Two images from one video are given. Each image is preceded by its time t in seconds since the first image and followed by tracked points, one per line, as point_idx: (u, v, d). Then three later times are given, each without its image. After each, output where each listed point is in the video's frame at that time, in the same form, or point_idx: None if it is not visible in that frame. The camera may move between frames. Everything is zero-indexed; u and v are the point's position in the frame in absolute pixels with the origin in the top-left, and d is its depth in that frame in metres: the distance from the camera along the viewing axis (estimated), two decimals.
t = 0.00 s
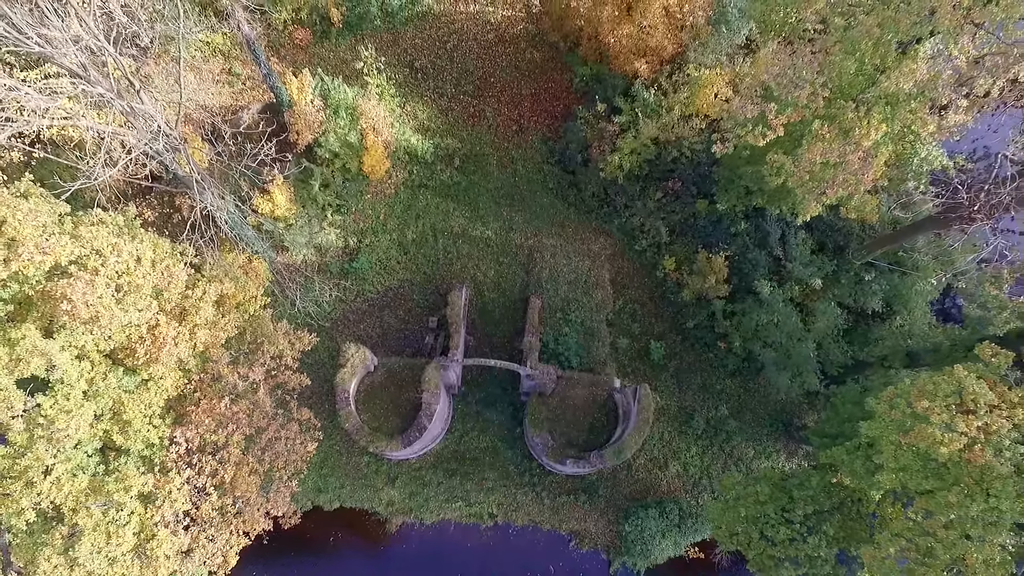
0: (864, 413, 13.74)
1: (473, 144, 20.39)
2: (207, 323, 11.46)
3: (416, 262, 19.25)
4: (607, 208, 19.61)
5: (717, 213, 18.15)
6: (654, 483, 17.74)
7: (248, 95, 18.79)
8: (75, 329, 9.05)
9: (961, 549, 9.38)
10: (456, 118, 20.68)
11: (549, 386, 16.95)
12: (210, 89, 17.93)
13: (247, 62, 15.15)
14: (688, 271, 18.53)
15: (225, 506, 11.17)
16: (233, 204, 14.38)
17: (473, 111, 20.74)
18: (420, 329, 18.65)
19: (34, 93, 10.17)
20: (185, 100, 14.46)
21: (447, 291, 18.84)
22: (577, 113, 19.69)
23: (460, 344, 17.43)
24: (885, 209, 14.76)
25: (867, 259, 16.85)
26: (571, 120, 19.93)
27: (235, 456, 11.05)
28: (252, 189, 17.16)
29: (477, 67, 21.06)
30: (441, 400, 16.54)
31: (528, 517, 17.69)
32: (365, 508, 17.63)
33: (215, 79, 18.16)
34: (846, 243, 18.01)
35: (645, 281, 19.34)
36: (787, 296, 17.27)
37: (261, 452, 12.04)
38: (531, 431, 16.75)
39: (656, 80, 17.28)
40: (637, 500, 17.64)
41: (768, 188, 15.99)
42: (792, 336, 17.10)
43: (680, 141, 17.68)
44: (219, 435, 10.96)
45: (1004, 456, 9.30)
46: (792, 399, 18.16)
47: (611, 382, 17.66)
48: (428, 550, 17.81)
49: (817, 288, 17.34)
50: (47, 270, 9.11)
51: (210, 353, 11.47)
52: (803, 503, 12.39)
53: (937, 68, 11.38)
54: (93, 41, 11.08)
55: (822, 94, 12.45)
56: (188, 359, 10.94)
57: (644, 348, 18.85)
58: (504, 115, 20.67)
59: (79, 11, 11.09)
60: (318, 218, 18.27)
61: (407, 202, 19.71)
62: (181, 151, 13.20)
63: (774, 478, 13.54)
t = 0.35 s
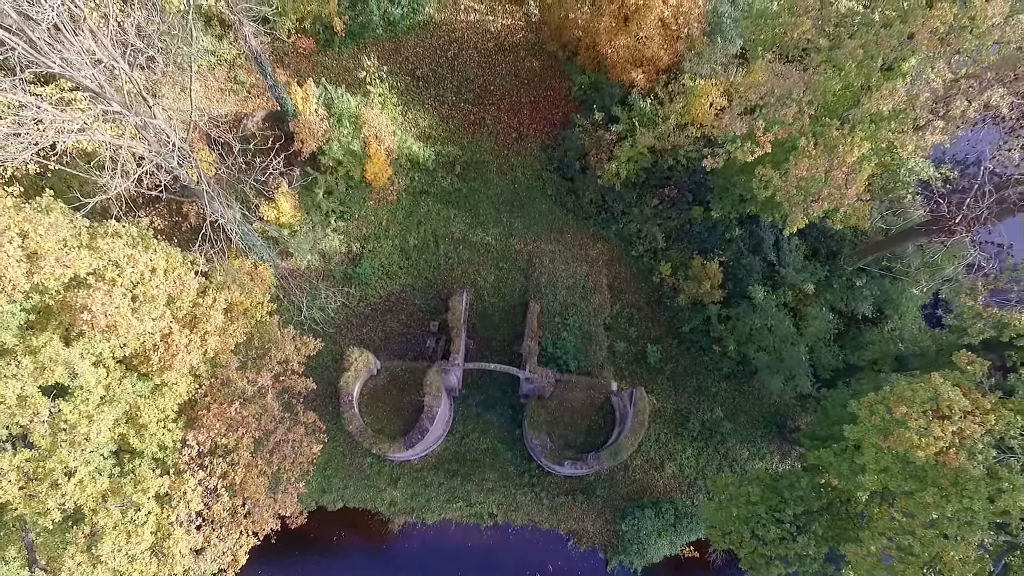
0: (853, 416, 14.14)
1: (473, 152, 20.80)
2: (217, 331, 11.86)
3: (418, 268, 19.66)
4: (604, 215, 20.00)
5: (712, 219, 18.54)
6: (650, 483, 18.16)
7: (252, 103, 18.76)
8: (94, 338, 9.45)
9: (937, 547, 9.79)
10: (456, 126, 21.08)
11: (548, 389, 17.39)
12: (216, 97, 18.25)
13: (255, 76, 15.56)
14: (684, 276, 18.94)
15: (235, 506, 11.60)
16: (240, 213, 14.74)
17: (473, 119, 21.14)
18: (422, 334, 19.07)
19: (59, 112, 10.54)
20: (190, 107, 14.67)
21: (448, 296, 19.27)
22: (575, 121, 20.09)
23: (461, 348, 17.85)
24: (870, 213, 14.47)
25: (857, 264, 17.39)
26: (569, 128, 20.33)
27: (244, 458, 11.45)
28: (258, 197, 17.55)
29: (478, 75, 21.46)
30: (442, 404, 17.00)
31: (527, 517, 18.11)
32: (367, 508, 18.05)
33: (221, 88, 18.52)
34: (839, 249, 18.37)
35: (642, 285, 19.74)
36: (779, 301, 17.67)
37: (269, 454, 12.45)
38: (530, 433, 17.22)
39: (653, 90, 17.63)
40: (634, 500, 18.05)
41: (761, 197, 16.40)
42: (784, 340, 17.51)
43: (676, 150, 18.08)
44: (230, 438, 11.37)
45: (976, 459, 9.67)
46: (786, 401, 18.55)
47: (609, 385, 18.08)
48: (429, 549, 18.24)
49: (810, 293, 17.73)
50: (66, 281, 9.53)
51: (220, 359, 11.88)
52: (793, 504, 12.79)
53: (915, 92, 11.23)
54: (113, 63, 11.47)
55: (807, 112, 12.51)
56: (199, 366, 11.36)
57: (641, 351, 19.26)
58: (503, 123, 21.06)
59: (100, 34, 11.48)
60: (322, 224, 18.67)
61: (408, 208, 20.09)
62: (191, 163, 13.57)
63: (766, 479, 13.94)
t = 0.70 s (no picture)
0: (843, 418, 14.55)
1: (473, 159, 21.21)
2: (227, 337, 12.26)
3: (420, 273, 20.09)
4: (602, 221, 20.40)
5: (708, 226, 18.92)
6: (647, 484, 18.59)
7: (256, 111, 19.11)
8: (111, 346, 9.85)
9: (918, 547, 10.15)
10: (457, 133, 21.50)
11: (547, 392, 17.82)
12: (222, 106, 18.64)
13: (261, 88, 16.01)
14: (680, 281, 19.34)
15: (244, 507, 12.01)
16: (246, 220, 15.09)
17: (473, 126, 21.56)
18: (424, 337, 19.49)
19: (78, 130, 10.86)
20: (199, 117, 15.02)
21: (449, 301, 19.72)
22: (574, 129, 20.50)
23: (462, 352, 18.26)
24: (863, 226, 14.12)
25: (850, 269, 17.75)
26: (568, 136, 20.75)
27: (253, 460, 11.85)
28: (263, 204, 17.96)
29: (478, 83, 21.87)
30: (444, 407, 17.46)
31: (527, 517, 18.53)
32: (370, 508, 18.48)
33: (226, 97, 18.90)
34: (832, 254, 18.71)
35: (639, 290, 20.15)
36: (773, 306, 18.01)
37: (276, 457, 12.86)
38: (529, 435, 17.67)
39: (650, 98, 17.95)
40: (631, 500, 18.48)
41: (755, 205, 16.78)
42: (778, 344, 17.80)
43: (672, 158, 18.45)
44: (240, 441, 11.78)
45: (952, 462, 10.13)
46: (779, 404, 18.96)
47: (606, 388, 18.50)
48: (432, 548, 18.69)
49: (803, 297, 17.92)
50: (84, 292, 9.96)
51: (230, 365, 12.28)
52: (783, 504, 13.21)
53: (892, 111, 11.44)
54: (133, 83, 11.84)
55: (793, 130, 12.89)
56: (210, 371, 11.79)
57: (638, 355, 19.68)
58: (503, 130, 21.48)
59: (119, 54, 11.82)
60: (325, 230, 19.09)
61: (411, 215, 20.49)
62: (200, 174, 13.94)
63: (759, 480, 14.33)
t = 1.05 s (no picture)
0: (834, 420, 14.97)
1: (474, 166, 21.62)
2: (237, 342, 12.62)
3: (422, 277, 20.51)
4: (601, 227, 20.78)
5: (704, 231, 19.27)
6: (644, 484, 19.01)
7: (262, 118, 19.51)
8: (129, 353, 10.28)
9: (901, 545, 10.57)
10: (458, 140, 21.92)
11: (547, 394, 18.28)
12: (229, 113, 19.06)
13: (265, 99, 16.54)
14: (677, 286, 19.73)
15: (254, 506, 12.45)
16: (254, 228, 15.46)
17: (474, 133, 21.98)
18: (426, 341, 19.91)
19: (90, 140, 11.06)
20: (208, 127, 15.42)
21: (451, 305, 20.15)
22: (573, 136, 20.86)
23: (463, 356, 18.68)
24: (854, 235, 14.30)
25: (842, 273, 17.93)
26: (567, 142, 21.14)
27: (262, 462, 12.25)
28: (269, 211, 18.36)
29: (479, 91, 22.27)
30: (446, 409, 17.89)
31: (527, 516, 18.97)
32: (374, 508, 18.92)
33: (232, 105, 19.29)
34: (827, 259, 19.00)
35: (637, 294, 20.56)
36: (768, 310, 18.39)
37: (285, 458, 13.28)
38: (529, 436, 18.08)
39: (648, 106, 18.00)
40: (628, 500, 18.90)
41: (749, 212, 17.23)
42: (771, 347, 18.21)
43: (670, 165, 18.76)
44: (251, 444, 12.23)
45: (931, 463, 10.55)
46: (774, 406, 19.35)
47: (605, 391, 18.91)
48: (434, 546, 19.11)
49: (797, 301, 18.23)
50: (102, 301, 10.37)
51: (239, 370, 12.68)
52: (775, 504, 13.63)
53: (876, 130, 11.90)
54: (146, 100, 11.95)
55: (782, 145, 13.38)
56: (220, 376, 12.20)
57: (635, 357, 20.10)
58: (504, 137, 21.89)
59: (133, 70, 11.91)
60: (330, 236, 19.50)
61: (413, 220, 20.91)
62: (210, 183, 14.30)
63: (752, 481, 14.74)
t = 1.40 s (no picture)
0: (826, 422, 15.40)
1: (475, 172, 22.04)
2: (247, 348, 13.02)
3: (424, 281, 20.94)
4: (599, 232, 21.18)
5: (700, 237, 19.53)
6: (642, 484, 19.44)
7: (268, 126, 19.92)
8: (145, 358, 10.71)
9: (885, 544, 11.00)
10: (459, 147, 22.33)
11: (546, 397, 18.75)
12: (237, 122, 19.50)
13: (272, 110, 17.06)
14: (674, 290, 20.13)
15: (264, 506, 12.86)
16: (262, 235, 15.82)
17: (475, 140, 22.39)
18: (428, 344, 20.34)
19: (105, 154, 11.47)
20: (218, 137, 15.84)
21: (453, 309, 20.56)
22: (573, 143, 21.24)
23: (465, 359, 19.10)
24: (847, 242, 14.54)
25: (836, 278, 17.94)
26: (567, 149, 21.53)
27: (271, 463, 12.66)
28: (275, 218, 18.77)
29: (480, 98, 22.66)
30: (448, 411, 18.28)
31: (527, 516, 19.39)
32: (377, 507, 19.34)
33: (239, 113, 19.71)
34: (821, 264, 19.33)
35: (635, 298, 20.98)
36: (763, 314, 18.74)
37: (293, 460, 13.69)
38: (530, 438, 18.50)
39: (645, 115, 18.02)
40: (626, 500, 19.33)
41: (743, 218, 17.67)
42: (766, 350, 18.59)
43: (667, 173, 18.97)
44: (260, 446, 12.65)
45: (913, 465, 11.02)
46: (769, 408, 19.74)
47: (603, 394, 19.33)
48: (436, 546, 19.53)
49: (791, 306, 18.33)
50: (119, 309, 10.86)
51: (249, 374, 13.09)
52: (768, 504, 14.04)
53: (861, 146, 12.40)
54: (160, 116, 12.33)
55: (773, 158, 13.85)
56: (231, 380, 12.63)
57: (633, 360, 20.52)
58: (504, 144, 22.29)
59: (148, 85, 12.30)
60: (334, 242, 19.92)
61: (415, 226, 21.32)
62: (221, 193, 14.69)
63: (746, 481, 15.16)
